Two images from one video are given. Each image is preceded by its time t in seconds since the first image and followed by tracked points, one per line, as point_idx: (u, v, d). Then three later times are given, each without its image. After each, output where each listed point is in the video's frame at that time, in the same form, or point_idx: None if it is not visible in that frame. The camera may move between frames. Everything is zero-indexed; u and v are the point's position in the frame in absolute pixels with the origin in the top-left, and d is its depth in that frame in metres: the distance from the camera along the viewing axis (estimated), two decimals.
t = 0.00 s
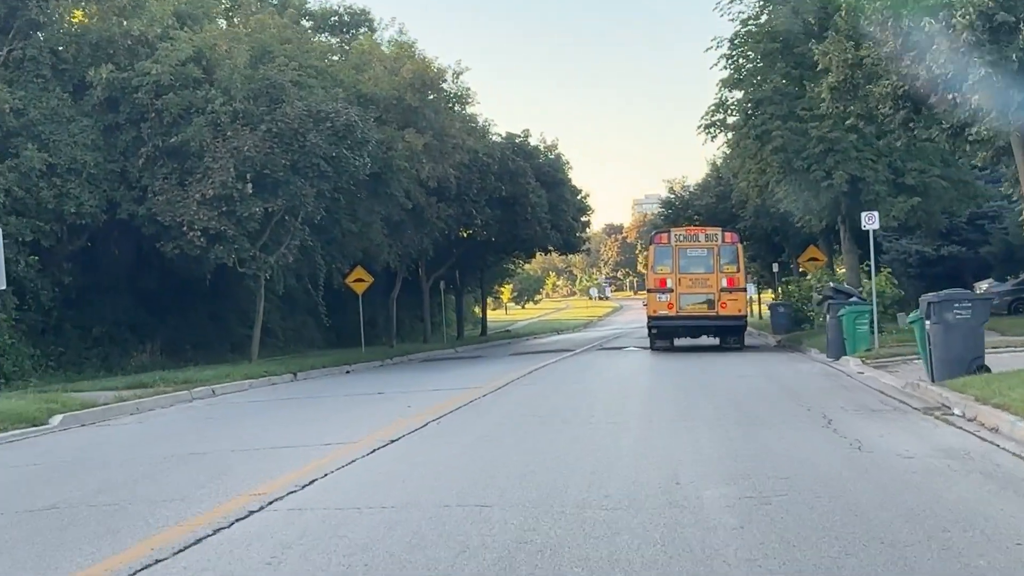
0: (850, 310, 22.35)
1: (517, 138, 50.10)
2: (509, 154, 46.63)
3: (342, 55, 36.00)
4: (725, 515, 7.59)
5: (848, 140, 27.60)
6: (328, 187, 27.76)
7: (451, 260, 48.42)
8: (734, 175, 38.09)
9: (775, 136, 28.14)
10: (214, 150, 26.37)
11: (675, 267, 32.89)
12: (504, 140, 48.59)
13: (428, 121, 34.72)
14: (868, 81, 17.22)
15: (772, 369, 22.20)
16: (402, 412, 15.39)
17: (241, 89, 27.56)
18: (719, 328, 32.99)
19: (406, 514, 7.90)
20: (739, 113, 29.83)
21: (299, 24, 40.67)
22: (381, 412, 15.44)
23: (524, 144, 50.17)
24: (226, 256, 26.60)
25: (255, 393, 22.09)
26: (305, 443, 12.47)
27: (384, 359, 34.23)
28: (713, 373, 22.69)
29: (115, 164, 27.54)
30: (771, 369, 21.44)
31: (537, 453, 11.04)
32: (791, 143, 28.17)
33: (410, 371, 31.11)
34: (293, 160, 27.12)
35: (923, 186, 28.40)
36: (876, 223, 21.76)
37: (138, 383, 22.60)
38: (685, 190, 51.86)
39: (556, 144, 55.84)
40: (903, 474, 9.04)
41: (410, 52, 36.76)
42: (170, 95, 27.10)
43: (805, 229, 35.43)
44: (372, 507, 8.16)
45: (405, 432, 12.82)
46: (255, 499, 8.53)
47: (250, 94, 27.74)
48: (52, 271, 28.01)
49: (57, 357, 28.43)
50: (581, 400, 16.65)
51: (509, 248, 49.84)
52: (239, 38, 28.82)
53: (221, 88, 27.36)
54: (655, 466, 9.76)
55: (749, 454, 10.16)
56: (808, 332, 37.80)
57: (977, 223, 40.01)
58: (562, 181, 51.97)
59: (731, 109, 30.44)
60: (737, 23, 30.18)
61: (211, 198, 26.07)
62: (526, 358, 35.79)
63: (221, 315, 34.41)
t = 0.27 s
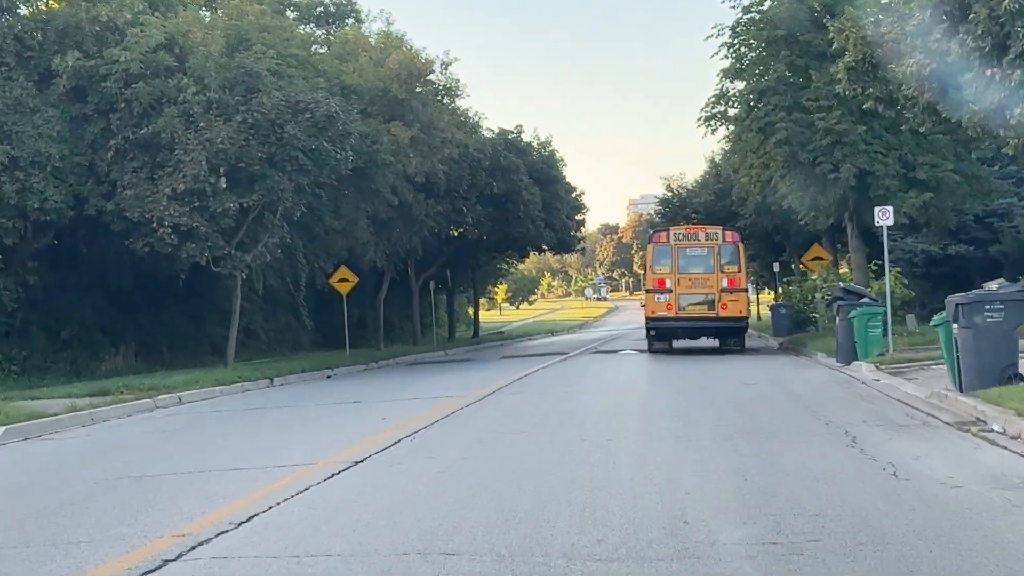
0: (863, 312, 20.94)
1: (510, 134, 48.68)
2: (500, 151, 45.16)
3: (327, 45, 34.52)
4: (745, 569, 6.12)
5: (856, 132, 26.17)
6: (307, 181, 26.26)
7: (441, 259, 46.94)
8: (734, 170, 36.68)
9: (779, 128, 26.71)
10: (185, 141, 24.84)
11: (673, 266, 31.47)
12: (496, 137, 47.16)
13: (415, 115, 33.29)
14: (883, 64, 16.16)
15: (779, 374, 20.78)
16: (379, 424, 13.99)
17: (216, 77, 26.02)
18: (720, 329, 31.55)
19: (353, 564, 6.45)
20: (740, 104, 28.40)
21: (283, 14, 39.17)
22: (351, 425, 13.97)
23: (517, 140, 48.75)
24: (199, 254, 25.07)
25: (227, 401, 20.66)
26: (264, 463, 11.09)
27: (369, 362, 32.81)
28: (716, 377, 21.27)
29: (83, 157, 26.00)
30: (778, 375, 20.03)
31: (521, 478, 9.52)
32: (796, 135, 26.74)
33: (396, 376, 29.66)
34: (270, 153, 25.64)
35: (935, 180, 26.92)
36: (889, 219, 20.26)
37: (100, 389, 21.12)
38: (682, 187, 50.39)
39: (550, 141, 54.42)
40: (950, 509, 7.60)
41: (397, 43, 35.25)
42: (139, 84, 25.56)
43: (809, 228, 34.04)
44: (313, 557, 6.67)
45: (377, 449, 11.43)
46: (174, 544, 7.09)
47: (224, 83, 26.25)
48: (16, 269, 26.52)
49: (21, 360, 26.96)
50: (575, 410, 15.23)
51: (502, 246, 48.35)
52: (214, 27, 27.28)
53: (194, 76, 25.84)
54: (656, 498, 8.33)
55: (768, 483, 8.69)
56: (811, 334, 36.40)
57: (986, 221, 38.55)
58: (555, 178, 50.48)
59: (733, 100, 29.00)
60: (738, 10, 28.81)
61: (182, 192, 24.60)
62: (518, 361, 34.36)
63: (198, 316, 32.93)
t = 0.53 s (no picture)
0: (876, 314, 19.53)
1: (502, 130, 47.30)
2: (493, 147, 43.80)
3: (311, 36, 33.12)
4: None
5: (866, 123, 24.77)
6: (287, 175, 24.82)
7: (432, 258, 45.56)
8: (736, 166, 35.31)
9: (785, 119, 25.31)
10: (155, 132, 23.36)
11: (672, 262, 30.02)
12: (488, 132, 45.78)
13: (402, 107, 31.88)
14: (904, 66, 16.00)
15: (787, 380, 19.40)
16: (354, 439, 12.62)
17: (189, 65, 24.56)
18: (722, 326, 30.16)
19: None
20: (743, 95, 27.01)
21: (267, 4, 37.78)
22: (318, 442, 12.52)
23: (510, 136, 47.37)
24: (170, 252, 23.57)
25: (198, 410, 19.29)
26: (216, 490, 9.71)
27: (355, 366, 31.43)
28: (720, 383, 19.88)
29: (48, 150, 24.53)
30: (785, 381, 18.64)
31: (502, 514, 8.07)
32: (803, 126, 25.34)
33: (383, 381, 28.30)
34: (247, 145, 24.22)
35: (949, 175, 25.35)
36: (907, 215, 18.85)
37: (58, 397, 19.68)
38: (680, 185, 49.03)
39: (544, 137, 53.05)
40: None
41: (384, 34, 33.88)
42: (108, 73, 24.07)
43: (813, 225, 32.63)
44: None
45: (346, 471, 10.06)
46: None
47: (199, 71, 24.78)
48: None
49: None
50: (570, 422, 13.85)
51: (495, 245, 46.96)
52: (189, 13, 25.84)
53: (166, 64, 24.37)
54: (661, 542, 6.94)
55: (797, 525, 7.25)
56: (815, 335, 35.01)
57: (995, 219, 37.21)
58: (549, 176, 49.12)
59: (735, 91, 27.60)
60: None
61: (152, 186, 23.13)
62: (510, 364, 32.98)
63: (176, 318, 31.52)
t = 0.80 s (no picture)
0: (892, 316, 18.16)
1: (496, 125, 45.91)
2: (485, 142, 42.42)
3: (295, 24, 31.72)
4: None
5: (878, 113, 23.36)
6: (263, 168, 23.38)
7: (423, 257, 44.19)
8: (738, 161, 33.95)
9: (791, 109, 23.95)
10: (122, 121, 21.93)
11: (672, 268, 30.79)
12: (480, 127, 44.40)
13: (390, 99, 30.47)
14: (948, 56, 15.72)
15: (798, 387, 17.98)
16: (329, 455, 11.20)
17: (160, 51, 23.15)
18: (721, 333, 30.92)
19: None
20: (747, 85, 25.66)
21: None
22: (280, 459, 11.15)
23: (503, 131, 45.98)
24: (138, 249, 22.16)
25: (165, 420, 17.91)
26: (154, 517, 8.28)
27: (341, 369, 30.04)
28: (731, 388, 18.49)
29: (10, 140, 23.10)
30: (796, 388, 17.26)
31: (476, 560, 6.69)
32: (811, 118, 24.00)
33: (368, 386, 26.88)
34: (221, 136, 22.79)
35: (965, 168, 23.98)
36: (927, 208, 17.46)
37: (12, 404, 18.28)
38: (678, 182, 47.67)
39: (539, 133, 51.66)
40: None
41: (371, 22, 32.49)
42: (73, 58, 22.64)
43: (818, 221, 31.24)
44: None
45: (307, 495, 8.63)
46: None
47: (171, 58, 23.57)
48: None
49: None
50: (569, 435, 12.45)
51: (487, 243, 45.58)
52: None
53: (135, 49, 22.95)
54: None
55: None
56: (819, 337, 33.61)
57: (1006, 216, 35.87)
58: (544, 172, 47.74)
59: (740, 81, 26.26)
60: None
61: (119, 179, 21.72)
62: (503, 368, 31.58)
63: (152, 317, 30.13)
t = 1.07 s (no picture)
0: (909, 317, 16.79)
1: (488, 119, 44.51)
2: (477, 136, 41.01)
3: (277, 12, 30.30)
4: None
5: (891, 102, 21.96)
6: (237, 159, 21.96)
7: (413, 255, 42.79)
8: (740, 154, 32.57)
9: (798, 97, 22.57)
10: (85, 109, 20.48)
11: (673, 265, 29.49)
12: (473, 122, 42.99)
13: (376, 90, 29.06)
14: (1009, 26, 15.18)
15: (810, 394, 16.62)
16: (286, 478, 9.82)
17: (127, 34, 21.71)
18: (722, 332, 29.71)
19: None
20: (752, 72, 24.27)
21: None
22: (229, 483, 9.74)
23: (496, 126, 44.58)
24: (102, 247, 20.72)
25: (125, 432, 16.52)
26: (61, 564, 6.90)
27: (324, 372, 28.65)
28: (738, 396, 17.11)
29: None
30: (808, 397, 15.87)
31: None
32: (819, 106, 22.60)
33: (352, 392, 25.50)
34: (191, 125, 21.35)
35: (983, 160, 22.63)
36: (951, 199, 16.06)
37: None
38: (677, 178, 46.29)
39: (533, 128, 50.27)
40: None
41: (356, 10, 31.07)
42: (33, 41, 21.20)
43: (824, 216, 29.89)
44: None
45: (240, 538, 7.20)
46: None
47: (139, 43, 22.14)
48: None
49: None
50: (562, 452, 11.06)
51: (480, 241, 44.19)
52: None
53: (100, 32, 21.50)
54: None
55: None
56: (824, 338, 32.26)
57: (1017, 213, 34.52)
58: (538, 168, 46.34)
59: (743, 69, 24.87)
60: None
61: (81, 171, 20.27)
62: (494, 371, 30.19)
63: (126, 319, 28.73)
